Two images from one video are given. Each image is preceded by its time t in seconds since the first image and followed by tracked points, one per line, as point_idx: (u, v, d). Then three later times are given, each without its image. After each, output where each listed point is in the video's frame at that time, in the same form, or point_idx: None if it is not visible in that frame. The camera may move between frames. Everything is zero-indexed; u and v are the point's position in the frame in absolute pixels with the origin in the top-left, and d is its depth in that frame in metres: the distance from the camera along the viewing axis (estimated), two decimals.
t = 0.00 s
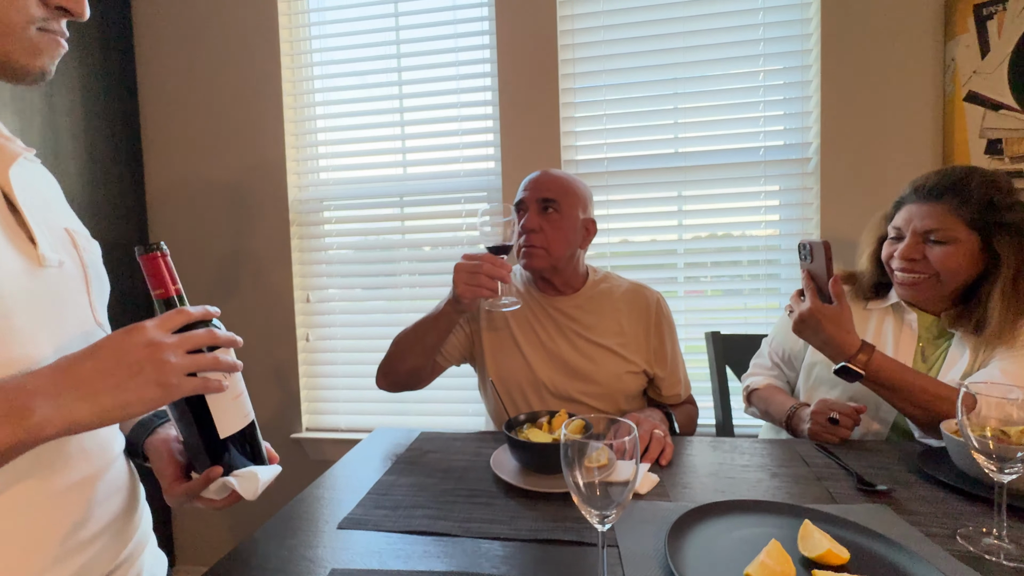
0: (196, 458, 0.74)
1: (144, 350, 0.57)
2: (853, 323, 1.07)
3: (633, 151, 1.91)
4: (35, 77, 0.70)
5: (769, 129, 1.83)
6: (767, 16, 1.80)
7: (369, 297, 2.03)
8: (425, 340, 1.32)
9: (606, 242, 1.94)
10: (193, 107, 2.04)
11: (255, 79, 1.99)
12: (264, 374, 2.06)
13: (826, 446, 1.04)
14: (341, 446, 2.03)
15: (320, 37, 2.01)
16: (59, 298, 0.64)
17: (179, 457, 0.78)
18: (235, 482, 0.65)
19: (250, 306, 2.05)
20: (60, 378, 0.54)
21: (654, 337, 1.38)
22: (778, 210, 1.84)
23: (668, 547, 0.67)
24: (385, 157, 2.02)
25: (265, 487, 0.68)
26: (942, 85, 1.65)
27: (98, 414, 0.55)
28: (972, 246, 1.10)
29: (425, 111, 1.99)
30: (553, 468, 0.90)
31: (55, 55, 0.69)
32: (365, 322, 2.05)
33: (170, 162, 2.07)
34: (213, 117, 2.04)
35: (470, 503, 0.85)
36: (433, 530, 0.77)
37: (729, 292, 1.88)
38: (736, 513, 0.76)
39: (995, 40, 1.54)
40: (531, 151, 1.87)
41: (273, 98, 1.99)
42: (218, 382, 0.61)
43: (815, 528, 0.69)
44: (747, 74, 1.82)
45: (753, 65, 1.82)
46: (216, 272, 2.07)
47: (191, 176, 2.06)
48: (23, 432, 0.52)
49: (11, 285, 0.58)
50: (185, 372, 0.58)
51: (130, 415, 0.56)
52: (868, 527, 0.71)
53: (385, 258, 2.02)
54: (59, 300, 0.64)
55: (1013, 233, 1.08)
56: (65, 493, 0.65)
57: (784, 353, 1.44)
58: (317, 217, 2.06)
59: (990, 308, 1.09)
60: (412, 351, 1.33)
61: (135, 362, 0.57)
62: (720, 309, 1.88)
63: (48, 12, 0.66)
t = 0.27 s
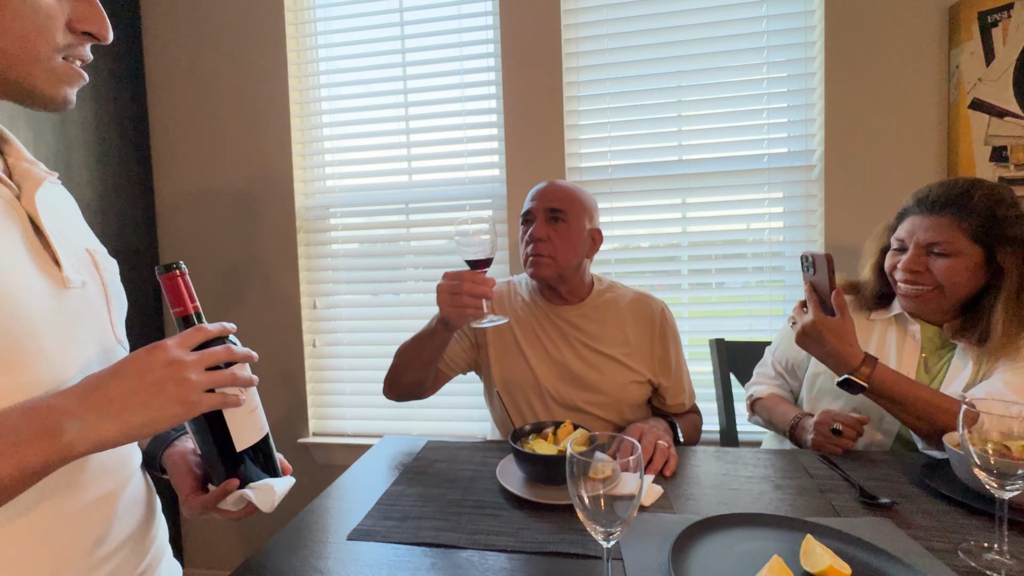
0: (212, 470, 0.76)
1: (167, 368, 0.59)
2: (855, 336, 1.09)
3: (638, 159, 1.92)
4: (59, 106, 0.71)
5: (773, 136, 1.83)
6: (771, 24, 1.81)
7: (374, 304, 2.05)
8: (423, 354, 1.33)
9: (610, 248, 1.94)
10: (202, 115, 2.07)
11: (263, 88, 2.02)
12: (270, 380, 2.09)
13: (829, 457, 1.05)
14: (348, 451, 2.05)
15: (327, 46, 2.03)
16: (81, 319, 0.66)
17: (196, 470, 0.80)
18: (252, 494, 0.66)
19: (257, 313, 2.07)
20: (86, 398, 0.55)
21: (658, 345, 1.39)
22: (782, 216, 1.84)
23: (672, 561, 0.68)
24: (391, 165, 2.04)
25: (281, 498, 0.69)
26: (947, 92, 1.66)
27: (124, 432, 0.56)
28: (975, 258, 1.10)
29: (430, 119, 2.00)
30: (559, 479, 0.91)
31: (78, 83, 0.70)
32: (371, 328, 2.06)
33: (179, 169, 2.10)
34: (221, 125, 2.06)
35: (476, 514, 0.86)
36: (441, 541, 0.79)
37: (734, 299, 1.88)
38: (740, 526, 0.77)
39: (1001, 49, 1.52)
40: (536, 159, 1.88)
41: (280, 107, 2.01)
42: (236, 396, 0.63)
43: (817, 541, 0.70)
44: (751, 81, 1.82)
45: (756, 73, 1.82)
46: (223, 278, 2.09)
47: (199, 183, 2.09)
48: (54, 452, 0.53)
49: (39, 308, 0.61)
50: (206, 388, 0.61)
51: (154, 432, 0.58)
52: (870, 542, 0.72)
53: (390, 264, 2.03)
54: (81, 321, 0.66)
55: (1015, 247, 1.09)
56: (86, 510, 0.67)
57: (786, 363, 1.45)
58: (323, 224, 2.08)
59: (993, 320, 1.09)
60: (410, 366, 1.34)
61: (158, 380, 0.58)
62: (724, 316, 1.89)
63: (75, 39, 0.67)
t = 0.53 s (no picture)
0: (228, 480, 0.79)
1: (183, 384, 0.62)
2: (852, 345, 1.11)
3: (641, 162, 1.92)
4: (88, 128, 0.73)
5: (776, 140, 1.84)
6: (775, 28, 1.81)
7: (380, 305, 2.07)
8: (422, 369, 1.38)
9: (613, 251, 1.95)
10: (210, 118, 2.09)
11: (269, 92, 2.04)
12: (278, 380, 2.12)
13: (826, 464, 1.07)
14: (354, 450, 2.08)
15: (332, 49, 2.04)
16: (101, 338, 0.70)
17: (212, 478, 0.84)
18: (267, 503, 0.70)
19: (265, 314, 2.10)
20: (107, 415, 0.58)
21: (659, 351, 1.41)
22: (786, 219, 1.85)
23: (669, 568, 0.71)
24: (396, 168, 2.05)
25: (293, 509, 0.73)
26: (951, 95, 1.65)
27: (143, 447, 0.59)
28: (970, 267, 1.11)
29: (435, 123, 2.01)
30: (561, 485, 0.94)
31: (106, 104, 0.73)
32: (376, 330, 2.09)
33: (187, 172, 2.13)
34: (228, 128, 2.08)
35: (480, 519, 0.89)
36: (446, 547, 0.81)
37: (736, 303, 1.89)
38: (737, 535, 0.79)
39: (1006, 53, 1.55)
40: (540, 163, 1.89)
41: (287, 111, 2.03)
42: (250, 409, 0.66)
43: (811, 551, 0.72)
44: (754, 85, 1.82)
45: (760, 76, 1.83)
46: (232, 279, 2.12)
47: (207, 186, 2.11)
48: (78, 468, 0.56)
49: (65, 328, 0.64)
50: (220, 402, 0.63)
51: (171, 447, 0.60)
52: (863, 551, 0.74)
53: (396, 266, 2.05)
54: (101, 339, 0.70)
55: (1011, 255, 1.09)
56: (110, 518, 0.70)
57: (785, 369, 1.47)
58: (329, 226, 2.10)
59: (988, 328, 1.10)
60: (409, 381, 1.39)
61: (174, 396, 0.61)
62: (726, 319, 1.90)
63: (100, 63, 0.70)
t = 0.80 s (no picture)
0: (239, 488, 0.83)
1: (196, 398, 0.65)
2: (845, 356, 1.14)
3: (641, 171, 1.92)
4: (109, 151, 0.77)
5: (772, 149, 1.84)
6: (771, 39, 1.81)
7: (382, 311, 2.10)
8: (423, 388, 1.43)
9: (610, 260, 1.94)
10: (214, 128, 2.13)
11: (273, 101, 2.07)
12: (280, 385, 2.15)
13: (817, 471, 1.10)
14: (356, 454, 2.11)
15: (335, 59, 2.07)
16: (117, 352, 0.77)
17: (223, 487, 0.88)
18: (277, 513, 0.75)
19: (268, 320, 2.13)
20: (127, 430, 0.61)
21: (654, 359, 1.45)
22: (781, 228, 1.85)
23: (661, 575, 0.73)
24: (397, 176, 2.08)
25: (303, 517, 0.78)
26: (943, 107, 1.67)
27: (161, 459, 0.62)
28: (954, 279, 1.14)
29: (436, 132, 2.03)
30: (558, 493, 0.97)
31: (127, 127, 0.77)
32: (378, 336, 2.12)
33: (192, 181, 2.16)
34: (232, 138, 2.11)
35: (479, 526, 0.92)
36: (446, 553, 0.84)
37: (731, 312, 1.90)
38: (727, 542, 0.82)
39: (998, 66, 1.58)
40: (539, 172, 1.91)
41: (291, 120, 2.06)
42: (259, 419, 0.70)
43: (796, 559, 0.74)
44: (751, 96, 1.83)
45: (756, 86, 1.83)
46: (235, 286, 2.15)
47: (211, 194, 2.14)
48: (101, 480, 0.59)
49: (88, 345, 0.72)
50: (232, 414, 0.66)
51: (187, 458, 0.64)
52: (848, 559, 0.77)
53: (397, 273, 2.08)
54: (117, 352, 0.77)
55: (992, 268, 1.13)
56: (127, 526, 0.74)
57: (779, 377, 1.50)
58: (332, 234, 2.13)
59: (972, 338, 1.14)
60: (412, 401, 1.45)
61: (188, 409, 0.64)
62: (722, 327, 1.90)
63: (120, 90, 0.74)
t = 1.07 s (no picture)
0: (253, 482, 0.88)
1: (210, 396, 0.69)
2: (837, 358, 1.17)
3: (642, 174, 1.94)
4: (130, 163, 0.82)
5: (773, 152, 1.84)
6: (771, 44, 1.81)
7: (387, 311, 2.15)
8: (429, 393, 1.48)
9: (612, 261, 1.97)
10: (224, 131, 2.17)
11: (282, 106, 2.11)
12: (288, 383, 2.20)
13: (809, 471, 1.13)
14: (362, 450, 2.16)
15: (341, 64, 2.11)
16: (139, 353, 0.83)
17: (237, 481, 0.94)
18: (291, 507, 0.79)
19: (276, 320, 2.18)
20: (148, 428, 0.65)
21: (652, 360, 1.48)
22: (781, 230, 1.85)
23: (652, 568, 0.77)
24: (402, 178, 2.11)
25: (317, 508, 0.83)
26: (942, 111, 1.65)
27: (180, 454, 0.66)
28: (947, 283, 1.17)
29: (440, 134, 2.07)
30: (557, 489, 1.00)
31: (146, 139, 0.81)
32: (383, 335, 2.16)
33: (202, 184, 2.21)
34: (241, 141, 2.16)
35: (480, 520, 0.96)
36: (449, 545, 0.88)
37: (731, 314, 1.90)
38: (717, 538, 0.85)
39: (997, 68, 1.56)
40: (542, 175, 1.94)
41: (299, 124, 2.11)
42: (270, 415, 0.74)
43: (783, 553, 0.78)
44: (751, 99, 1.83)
45: (756, 90, 1.83)
46: (244, 286, 2.20)
47: (221, 197, 2.19)
48: (124, 474, 0.63)
49: (113, 347, 0.77)
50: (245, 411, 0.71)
51: (205, 453, 0.68)
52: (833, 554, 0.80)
53: (403, 272, 2.12)
54: (139, 353, 0.83)
55: (984, 272, 1.16)
56: (148, 519, 0.79)
57: (776, 379, 1.53)
58: (338, 235, 2.17)
59: (964, 342, 1.16)
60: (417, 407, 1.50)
61: (204, 407, 0.69)
62: (722, 329, 1.91)
63: (140, 105, 0.78)
